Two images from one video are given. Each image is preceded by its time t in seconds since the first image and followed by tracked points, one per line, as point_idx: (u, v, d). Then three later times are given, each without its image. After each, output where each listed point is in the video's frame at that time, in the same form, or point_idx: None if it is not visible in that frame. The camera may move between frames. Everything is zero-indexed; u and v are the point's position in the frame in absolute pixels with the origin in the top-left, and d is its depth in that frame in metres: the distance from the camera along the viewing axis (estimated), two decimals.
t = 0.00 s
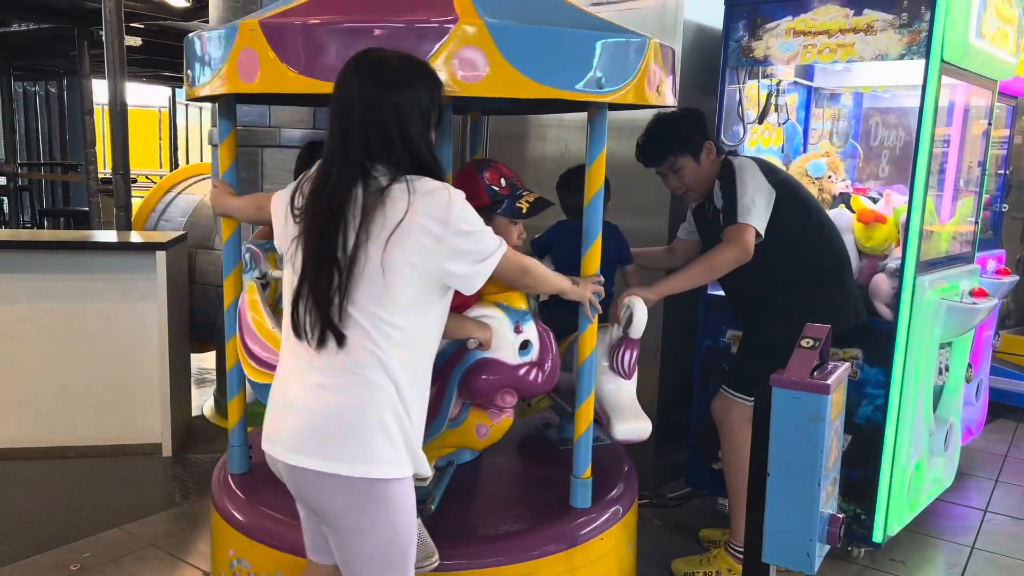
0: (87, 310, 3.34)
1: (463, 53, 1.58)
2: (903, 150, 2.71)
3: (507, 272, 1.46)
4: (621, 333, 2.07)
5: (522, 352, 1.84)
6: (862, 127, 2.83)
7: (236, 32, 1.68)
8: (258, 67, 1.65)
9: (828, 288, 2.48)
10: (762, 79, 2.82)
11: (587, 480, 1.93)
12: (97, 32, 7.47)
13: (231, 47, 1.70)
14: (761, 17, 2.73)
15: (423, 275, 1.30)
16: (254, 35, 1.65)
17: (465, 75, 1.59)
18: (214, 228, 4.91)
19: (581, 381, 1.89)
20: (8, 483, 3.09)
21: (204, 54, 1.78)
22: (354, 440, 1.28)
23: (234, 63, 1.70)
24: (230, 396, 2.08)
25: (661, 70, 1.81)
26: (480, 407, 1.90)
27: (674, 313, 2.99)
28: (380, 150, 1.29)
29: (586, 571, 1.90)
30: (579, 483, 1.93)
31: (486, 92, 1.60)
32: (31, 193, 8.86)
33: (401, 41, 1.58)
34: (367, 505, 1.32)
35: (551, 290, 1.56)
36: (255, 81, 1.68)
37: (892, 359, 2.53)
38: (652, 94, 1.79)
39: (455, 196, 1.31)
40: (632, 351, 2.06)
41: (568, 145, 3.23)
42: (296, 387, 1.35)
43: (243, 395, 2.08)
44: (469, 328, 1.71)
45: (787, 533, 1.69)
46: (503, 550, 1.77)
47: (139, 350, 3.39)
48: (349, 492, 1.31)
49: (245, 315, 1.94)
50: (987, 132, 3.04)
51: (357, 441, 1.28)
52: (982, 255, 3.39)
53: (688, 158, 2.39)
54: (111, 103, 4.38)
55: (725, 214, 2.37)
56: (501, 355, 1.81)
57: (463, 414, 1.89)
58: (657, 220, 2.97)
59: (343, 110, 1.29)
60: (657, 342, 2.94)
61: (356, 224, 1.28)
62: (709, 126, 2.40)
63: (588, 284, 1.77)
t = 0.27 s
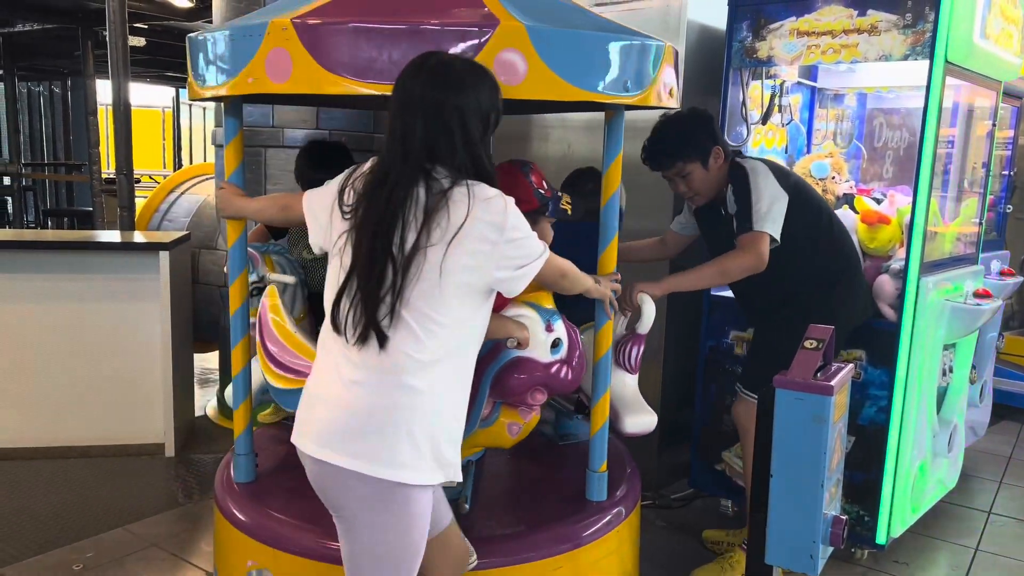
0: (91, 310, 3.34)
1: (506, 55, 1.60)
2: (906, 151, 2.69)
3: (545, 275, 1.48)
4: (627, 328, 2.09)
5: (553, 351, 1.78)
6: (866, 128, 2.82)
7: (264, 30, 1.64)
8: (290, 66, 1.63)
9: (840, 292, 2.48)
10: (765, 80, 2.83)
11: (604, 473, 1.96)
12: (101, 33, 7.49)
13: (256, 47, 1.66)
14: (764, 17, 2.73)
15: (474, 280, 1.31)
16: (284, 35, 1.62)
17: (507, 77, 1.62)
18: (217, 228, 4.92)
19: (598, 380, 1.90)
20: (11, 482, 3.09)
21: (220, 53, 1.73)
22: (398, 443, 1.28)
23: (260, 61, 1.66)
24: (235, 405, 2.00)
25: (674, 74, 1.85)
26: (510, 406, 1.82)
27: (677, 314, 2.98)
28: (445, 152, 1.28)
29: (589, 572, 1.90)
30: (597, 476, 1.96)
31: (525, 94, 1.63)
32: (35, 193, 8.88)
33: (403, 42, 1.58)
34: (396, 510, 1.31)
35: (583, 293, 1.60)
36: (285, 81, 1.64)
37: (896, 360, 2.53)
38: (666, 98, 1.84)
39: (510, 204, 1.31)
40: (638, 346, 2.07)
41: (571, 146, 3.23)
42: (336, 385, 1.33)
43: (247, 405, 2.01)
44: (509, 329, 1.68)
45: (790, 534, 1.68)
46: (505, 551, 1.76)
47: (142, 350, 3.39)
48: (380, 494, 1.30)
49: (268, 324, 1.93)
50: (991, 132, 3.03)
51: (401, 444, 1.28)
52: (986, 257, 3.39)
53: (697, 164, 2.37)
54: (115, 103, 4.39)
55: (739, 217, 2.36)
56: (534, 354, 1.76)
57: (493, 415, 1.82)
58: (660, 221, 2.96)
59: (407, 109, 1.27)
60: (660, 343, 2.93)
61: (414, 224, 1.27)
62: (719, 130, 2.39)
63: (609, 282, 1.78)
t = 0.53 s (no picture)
0: (94, 310, 3.35)
1: (541, 59, 1.63)
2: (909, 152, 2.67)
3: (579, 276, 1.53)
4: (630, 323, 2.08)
5: (580, 347, 1.78)
6: (869, 129, 2.81)
7: (294, 31, 1.61)
8: (324, 67, 1.60)
9: (841, 294, 2.48)
10: (769, 81, 2.84)
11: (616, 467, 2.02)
12: (104, 33, 7.50)
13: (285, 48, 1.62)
14: (767, 18, 2.73)
15: (526, 283, 1.34)
16: (317, 36, 1.59)
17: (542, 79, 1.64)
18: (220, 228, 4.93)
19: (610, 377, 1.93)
20: (14, 482, 3.10)
21: (242, 53, 1.69)
22: (452, 442, 1.28)
23: (288, 61, 1.62)
24: (245, 413, 1.97)
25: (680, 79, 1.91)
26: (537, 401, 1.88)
27: (680, 315, 2.98)
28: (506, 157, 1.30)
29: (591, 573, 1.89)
30: (608, 470, 2.02)
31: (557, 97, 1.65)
32: (38, 193, 8.90)
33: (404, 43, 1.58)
34: (441, 508, 1.31)
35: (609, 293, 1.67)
36: (317, 83, 1.61)
37: (899, 362, 2.53)
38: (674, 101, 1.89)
39: (561, 208, 1.35)
40: (641, 343, 2.07)
41: (573, 147, 3.23)
42: (386, 387, 1.32)
43: (258, 413, 1.98)
44: (545, 328, 1.64)
45: (793, 536, 1.68)
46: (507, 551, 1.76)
47: (145, 350, 3.40)
48: (430, 495, 1.30)
49: (293, 330, 2.01)
50: (994, 134, 3.02)
51: (456, 443, 1.28)
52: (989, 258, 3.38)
53: (682, 173, 2.32)
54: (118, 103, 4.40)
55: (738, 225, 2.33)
56: (561, 352, 1.76)
57: (521, 412, 1.87)
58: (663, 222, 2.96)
59: (469, 113, 1.29)
60: (663, 345, 2.93)
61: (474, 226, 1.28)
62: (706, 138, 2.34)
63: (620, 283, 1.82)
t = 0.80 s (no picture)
0: (96, 311, 3.35)
1: (569, 63, 1.66)
2: (912, 155, 2.66)
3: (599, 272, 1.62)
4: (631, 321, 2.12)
5: (599, 346, 1.75)
6: (871, 132, 2.79)
7: (322, 31, 1.60)
8: (355, 68, 1.60)
9: (827, 295, 2.47)
10: (770, 84, 2.85)
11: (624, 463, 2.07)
12: (107, 34, 7.52)
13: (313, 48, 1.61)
14: (770, 21, 2.73)
15: (570, 281, 1.41)
16: (347, 37, 1.59)
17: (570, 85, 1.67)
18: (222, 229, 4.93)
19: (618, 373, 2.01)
20: (16, 482, 3.10)
21: (263, 54, 1.65)
22: (513, 437, 1.34)
23: (316, 62, 1.61)
24: (253, 421, 1.91)
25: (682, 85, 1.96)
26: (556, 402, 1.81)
27: (682, 317, 2.98)
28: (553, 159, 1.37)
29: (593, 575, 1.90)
30: (617, 466, 2.07)
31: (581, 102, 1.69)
32: (41, 194, 8.92)
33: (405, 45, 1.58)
34: (499, 499, 1.36)
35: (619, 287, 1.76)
36: (349, 85, 1.61)
37: (901, 364, 2.53)
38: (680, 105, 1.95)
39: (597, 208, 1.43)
40: (639, 340, 2.10)
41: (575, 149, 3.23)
42: (441, 388, 1.34)
43: (266, 420, 1.93)
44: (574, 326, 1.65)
45: (794, 539, 1.68)
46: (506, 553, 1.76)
47: (147, 351, 3.40)
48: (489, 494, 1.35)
49: (312, 332, 1.91)
50: (996, 136, 3.02)
51: (517, 439, 1.34)
52: (992, 260, 3.38)
53: (664, 175, 2.32)
54: (121, 104, 4.40)
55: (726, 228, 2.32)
56: (583, 351, 1.73)
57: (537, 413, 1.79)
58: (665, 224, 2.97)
59: (515, 117, 1.34)
60: (664, 347, 2.93)
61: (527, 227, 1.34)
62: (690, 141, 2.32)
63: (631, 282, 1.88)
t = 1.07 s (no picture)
0: (98, 313, 3.36)
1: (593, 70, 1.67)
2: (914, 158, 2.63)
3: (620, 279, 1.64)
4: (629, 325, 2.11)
5: (615, 346, 1.73)
6: (873, 135, 2.74)
7: (348, 33, 1.58)
8: (381, 72, 1.58)
9: (797, 297, 2.47)
10: (772, 87, 2.83)
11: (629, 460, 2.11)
12: (110, 37, 7.54)
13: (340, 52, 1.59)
14: (772, 24, 2.75)
15: (602, 279, 1.43)
16: (374, 41, 1.57)
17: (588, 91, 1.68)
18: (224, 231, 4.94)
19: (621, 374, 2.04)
20: (16, 484, 3.10)
21: (281, 56, 1.63)
22: (550, 429, 1.34)
23: (342, 65, 1.59)
24: (263, 428, 1.90)
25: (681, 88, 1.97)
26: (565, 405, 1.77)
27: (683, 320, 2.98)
28: (590, 157, 1.39)
29: None
30: (623, 462, 2.10)
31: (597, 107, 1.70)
32: (43, 196, 8.92)
33: (407, 47, 1.58)
34: (545, 488, 1.35)
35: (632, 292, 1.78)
36: (377, 87, 1.59)
37: (903, 367, 2.53)
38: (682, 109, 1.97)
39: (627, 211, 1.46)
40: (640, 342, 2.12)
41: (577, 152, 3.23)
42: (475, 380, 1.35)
43: (276, 428, 1.91)
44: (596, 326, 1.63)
45: (797, 543, 1.68)
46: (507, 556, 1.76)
47: (149, 353, 3.40)
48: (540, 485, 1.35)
49: (333, 339, 1.92)
50: (999, 140, 3.01)
51: (553, 431, 1.34)
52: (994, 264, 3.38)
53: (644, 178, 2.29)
54: (123, 106, 4.41)
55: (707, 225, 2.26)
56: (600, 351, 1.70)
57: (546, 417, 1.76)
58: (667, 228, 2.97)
59: (555, 114, 1.37)
60: (665, 350, 2.93)
61: (562, 221, 1.36)
62: (669, 143, 2.28)
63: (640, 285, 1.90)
